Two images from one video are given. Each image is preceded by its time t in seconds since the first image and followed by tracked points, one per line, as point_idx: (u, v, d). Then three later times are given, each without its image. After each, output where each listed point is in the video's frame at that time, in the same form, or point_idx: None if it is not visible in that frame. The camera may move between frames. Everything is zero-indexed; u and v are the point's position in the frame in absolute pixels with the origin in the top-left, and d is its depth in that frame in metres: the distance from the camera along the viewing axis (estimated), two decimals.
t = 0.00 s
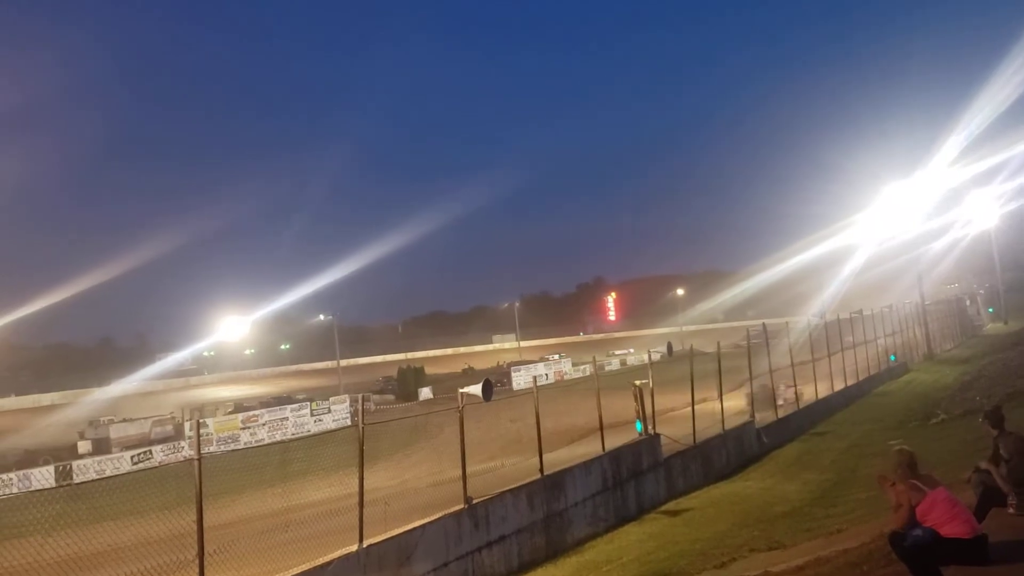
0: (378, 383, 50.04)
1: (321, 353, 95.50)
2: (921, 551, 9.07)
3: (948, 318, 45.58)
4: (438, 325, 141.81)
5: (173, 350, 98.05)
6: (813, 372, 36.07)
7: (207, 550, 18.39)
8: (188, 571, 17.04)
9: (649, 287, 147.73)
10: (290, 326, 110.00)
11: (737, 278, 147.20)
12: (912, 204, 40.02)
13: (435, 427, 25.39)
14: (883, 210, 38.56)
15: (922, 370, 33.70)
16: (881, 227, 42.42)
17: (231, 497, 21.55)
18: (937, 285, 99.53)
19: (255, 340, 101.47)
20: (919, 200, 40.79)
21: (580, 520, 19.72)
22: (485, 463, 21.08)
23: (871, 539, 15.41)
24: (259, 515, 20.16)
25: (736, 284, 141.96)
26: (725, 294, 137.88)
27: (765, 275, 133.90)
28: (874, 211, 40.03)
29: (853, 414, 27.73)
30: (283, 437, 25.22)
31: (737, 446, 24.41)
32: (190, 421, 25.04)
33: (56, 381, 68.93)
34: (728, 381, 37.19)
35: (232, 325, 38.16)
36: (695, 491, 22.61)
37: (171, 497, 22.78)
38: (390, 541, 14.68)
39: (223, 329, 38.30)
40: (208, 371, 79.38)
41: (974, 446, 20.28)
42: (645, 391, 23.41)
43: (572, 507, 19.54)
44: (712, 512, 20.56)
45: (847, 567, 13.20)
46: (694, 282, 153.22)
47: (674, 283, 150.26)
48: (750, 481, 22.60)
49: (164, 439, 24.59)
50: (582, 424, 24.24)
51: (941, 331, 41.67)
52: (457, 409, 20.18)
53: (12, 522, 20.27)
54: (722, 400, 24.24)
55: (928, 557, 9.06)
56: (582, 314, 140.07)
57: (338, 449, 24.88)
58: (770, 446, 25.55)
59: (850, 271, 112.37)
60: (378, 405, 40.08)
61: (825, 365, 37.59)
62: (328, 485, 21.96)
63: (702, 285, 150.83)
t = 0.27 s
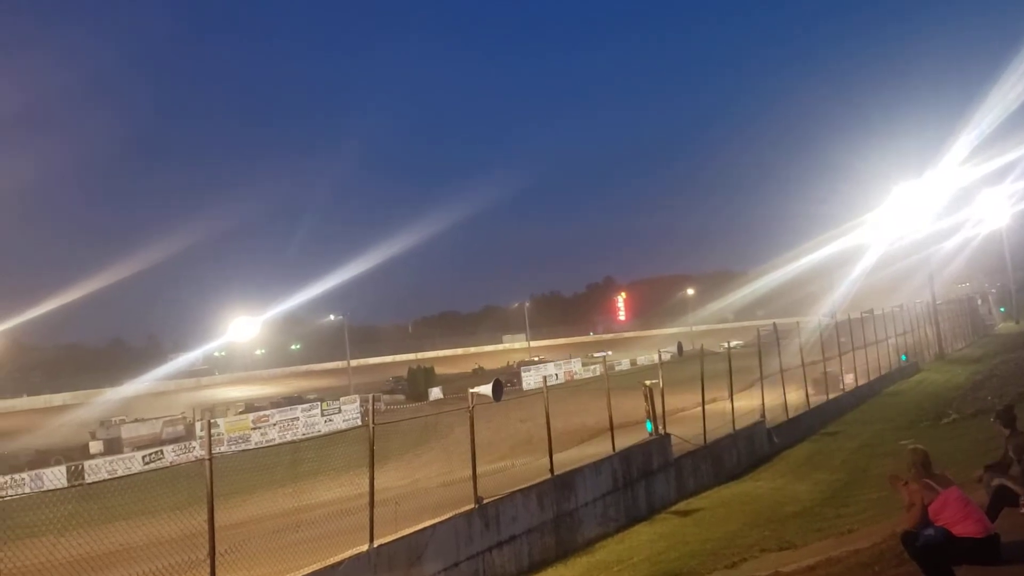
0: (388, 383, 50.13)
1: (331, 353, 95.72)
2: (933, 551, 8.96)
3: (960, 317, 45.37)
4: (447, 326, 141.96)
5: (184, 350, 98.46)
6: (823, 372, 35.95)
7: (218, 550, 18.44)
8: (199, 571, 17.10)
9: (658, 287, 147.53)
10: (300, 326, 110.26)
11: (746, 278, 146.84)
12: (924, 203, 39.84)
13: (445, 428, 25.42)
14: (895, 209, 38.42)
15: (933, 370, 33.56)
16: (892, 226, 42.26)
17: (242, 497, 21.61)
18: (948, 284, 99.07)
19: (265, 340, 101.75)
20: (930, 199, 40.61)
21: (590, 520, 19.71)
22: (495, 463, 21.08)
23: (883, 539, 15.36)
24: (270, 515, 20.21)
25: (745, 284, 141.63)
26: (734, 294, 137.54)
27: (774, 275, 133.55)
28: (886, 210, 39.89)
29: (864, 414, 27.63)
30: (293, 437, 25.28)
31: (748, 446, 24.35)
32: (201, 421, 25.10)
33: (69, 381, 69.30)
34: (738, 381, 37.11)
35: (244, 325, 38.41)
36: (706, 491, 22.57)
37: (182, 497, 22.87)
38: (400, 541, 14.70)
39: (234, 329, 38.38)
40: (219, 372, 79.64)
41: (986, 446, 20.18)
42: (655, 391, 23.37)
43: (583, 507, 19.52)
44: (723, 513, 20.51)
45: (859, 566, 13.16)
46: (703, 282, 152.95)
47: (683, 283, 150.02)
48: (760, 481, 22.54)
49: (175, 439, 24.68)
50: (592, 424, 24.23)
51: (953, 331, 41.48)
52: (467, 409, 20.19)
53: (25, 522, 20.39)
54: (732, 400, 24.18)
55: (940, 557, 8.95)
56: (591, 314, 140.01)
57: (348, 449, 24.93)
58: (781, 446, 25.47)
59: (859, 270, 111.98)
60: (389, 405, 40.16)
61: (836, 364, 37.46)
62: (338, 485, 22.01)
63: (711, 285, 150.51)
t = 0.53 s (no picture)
0: (397, 383, 50.22)
1: (340, 354, 95.90)
2: (944, 551, 8.88)
3: (971, 316, 45.12)
4: (456, 326, 142.06)
5: (194, 351, 98.91)
6: (833, 371, 35.83)
7: (228, 550, 18.50)
8: (210, 570, 17.17)
9: (666, 287, 147.28)
10: (309, 326, 110.48)
11: (755, 277, 146.46)
12: (934, 202, 39.63)
13: (454, 428, 25.44)
14: (905, 207, 38.27)
15: (943, 369, 33.41)
16: (902, 225, 42.05)
17: (252, 497, 21.70)
18: (958, 283, 98.55)
19: (274, 341, 101.99)
20: (941, 198, 40.39)
21: (599, 520, 19.69)
22: (503, 463, 21.08)
23: (894, 539, 15.29)
24: (280, 516, 20.26)
25: (754, 283, 141.24)
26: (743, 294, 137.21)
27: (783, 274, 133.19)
28: (895, 208, 39.72)
29: (874, 414, 27.55)
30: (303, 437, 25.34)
31: (757, 446, 24.28)
32: (211, 421, 25.18)
33: (80, 381, 69.54)
34: (747, 381, 37.03)
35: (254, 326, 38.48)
36: (715, 491, 22.52)
37: (193, 496, 22.96)
38: (410, 541, 14.71)
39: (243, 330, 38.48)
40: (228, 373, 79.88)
41: (996, 446, 20.09)
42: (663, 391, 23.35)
43: (592, 507, 19.51)
44: (733, 513, 20.46)
45: (870, 567, 13.11)
46: (712, 282, 152.61)
47: (691, 282, 149.73)
48: (770, 481, 22.48)
49: (185, 439, 24.77)
50: (600, 425, 24.22)
51: (963, 331, 41.29)
52: (476, 409, 20.20)
53: (36, 522, 20.46)
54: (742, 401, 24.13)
55: (952, 557, 8.86)
56: (599, 314, 139.91)
57: (357, 449, 24.99)
58: (790, 446, 25.40)
59: (869, 270, 111.49)
60: (397, 405, 40.23)
61: (845, 364, 37.32)
62: (347, 485, 22.06)
63: (721, 285, 150.15)
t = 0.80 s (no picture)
0: (404, 383, 50.21)
1: (346, 353, 96.00)
2: (954, 551, 8.84)
3: (978, 315, 44.96)
4: (462, 326, 142.11)
5: (201, 351, 99.16)
6: (841, 371, 35.73)
7: (236, 549, 18.54)
8: (218, 570, 17.19)
9: (672, 286, 147.12)
10: (315, 326, 110.62)
11: (762, 277, 146.18)
12: (942, 200, 39.49)
13: (461, 428, 25.45)
14: (913, 206, 38.15)
15: (951, 369, 33.30)
16: (910, 223, 41.90)
17: (259, 496, 21.74)
18: (965, 283, 98.20)
19: (281, 341, 102.13)
20: (949, 196, 40.25)
21: (606, 520, 19.66)
22: (510, 463, 21.08)
23: (902, 538, 15.25)
24: (287, 515, 20.29)
25: (761, 283, 140.93)
26: (750, 294, 136.93)
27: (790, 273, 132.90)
28: (903, 207, 39.59)
29: (881, 414, 27.47)
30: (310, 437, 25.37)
31: (764, 445, 24.23)
32: (218, 421, 25.22)
33: (88, 381, 69.71)
34: (754, 381, 36.94)
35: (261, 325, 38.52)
36: (722, 490, 22.48)
37: (200, 496, 23.00)
38: (416, 541, 14.71)
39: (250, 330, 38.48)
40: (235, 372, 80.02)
41: (1005, 446, 20.02)
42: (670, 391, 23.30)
43: (599, 507, 19.49)
44: (740, 513, 20.42)
45: (878, 567, 13.07)
46: (718, 281, 152.36)
47: (697, 282, 149.51)
48: (777, 481, 22.43)
49: (192, 439, 24.82)
50: (607, 424, 24.19)
51: (971, 330, 41.13)
52: (483, 409, 20.20)
53: (44, 522, 20.52)
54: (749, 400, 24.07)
55: (961, 557, 8.82)
56: (605, 314, 139.82)
57: (364, 449, 25.01)
58: (797, 446, 25.34)
59: (875, 269, 111.15)
60: (404, 405, 40.27)
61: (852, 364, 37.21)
62: (354, 485, 22.08)
63: (727, 285, 149.88)
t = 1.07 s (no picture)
0: (414, 383, 50.31)
1: (356, 353, 96.18)
2: (966, 554, 8.75)
3: (990, 315, 44.70)
4: (471, 326, 142.17)
5: (212, 351, 99.61)
6: (852, 371, 35.59)
7: (246, 548, 18.60)
8: (229, 569, 17.25)
9: (682, 285, 146.83)
10: (324, 326, 110.86)
11: (772, 276, 145.63)
12: (954, 199, 39.26)
13: (470, 427, 25.47)
14: (925, 204, 37.94)
15: (962, 368, 33.11)
16: (921, 222, 41.68)
17: (269, 496, 21.81)
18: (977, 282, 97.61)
19: (291, 341, 102.39)
20: (961, 195, 40.02)
21: (616, 520, 19.64)
22: (520, 463, 21.08)
23: (913, 539, 15.17)
24: (297, 515, 20.34)
25: (771, 282, 140.45)
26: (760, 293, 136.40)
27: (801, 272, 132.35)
28: (914, 206, 39.38)
29: (892, 414, 27.35)
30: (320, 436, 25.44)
31: (775, 446, 24.15)
32: (228, 421, 25.31)
33: (100, 381, 70.00)
34: (765, 380, 36.82)
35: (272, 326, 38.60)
36: (732, 491, 22.42)
37: (211, 495, 23.09)
38: (426, 541, 14.72)
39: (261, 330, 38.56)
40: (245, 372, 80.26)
41: (1017, 446, 19.89)
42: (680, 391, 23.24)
43: (609, 507, 19.47)
44: (750, 513, 20.36)
45: (890, 567, 13.01)
46: (727, 281, 151.98)
47: (707, 281, 149.15)
48: (788, 481, 22.35)
49: (203, 438, 24.91)
50: (617, 424, 24.16)
51: (983, 329, 40.89)
52: (492, 409, 20.21)
53: (56, 521, 20.63)
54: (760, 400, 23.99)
55: (974, 559, 8.73)
56: (615, 314, 139.68)
57: (374, 448, 25.06)
58: (808, 446, 25.25)
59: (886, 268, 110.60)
60: (413, 405, 40.33)
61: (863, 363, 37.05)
62: (364, 484, 22.13)
63: (738, 284, 149.36)
